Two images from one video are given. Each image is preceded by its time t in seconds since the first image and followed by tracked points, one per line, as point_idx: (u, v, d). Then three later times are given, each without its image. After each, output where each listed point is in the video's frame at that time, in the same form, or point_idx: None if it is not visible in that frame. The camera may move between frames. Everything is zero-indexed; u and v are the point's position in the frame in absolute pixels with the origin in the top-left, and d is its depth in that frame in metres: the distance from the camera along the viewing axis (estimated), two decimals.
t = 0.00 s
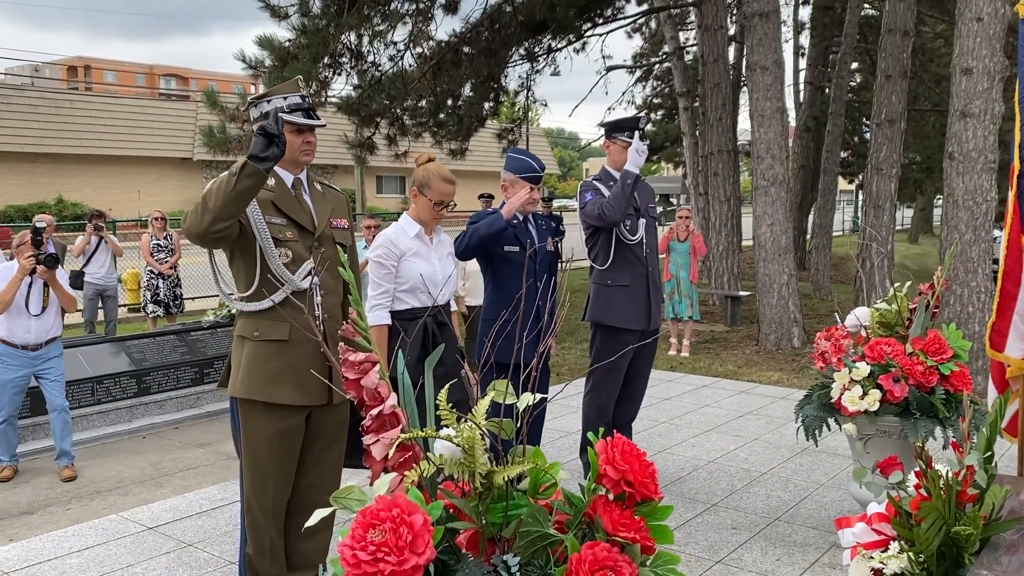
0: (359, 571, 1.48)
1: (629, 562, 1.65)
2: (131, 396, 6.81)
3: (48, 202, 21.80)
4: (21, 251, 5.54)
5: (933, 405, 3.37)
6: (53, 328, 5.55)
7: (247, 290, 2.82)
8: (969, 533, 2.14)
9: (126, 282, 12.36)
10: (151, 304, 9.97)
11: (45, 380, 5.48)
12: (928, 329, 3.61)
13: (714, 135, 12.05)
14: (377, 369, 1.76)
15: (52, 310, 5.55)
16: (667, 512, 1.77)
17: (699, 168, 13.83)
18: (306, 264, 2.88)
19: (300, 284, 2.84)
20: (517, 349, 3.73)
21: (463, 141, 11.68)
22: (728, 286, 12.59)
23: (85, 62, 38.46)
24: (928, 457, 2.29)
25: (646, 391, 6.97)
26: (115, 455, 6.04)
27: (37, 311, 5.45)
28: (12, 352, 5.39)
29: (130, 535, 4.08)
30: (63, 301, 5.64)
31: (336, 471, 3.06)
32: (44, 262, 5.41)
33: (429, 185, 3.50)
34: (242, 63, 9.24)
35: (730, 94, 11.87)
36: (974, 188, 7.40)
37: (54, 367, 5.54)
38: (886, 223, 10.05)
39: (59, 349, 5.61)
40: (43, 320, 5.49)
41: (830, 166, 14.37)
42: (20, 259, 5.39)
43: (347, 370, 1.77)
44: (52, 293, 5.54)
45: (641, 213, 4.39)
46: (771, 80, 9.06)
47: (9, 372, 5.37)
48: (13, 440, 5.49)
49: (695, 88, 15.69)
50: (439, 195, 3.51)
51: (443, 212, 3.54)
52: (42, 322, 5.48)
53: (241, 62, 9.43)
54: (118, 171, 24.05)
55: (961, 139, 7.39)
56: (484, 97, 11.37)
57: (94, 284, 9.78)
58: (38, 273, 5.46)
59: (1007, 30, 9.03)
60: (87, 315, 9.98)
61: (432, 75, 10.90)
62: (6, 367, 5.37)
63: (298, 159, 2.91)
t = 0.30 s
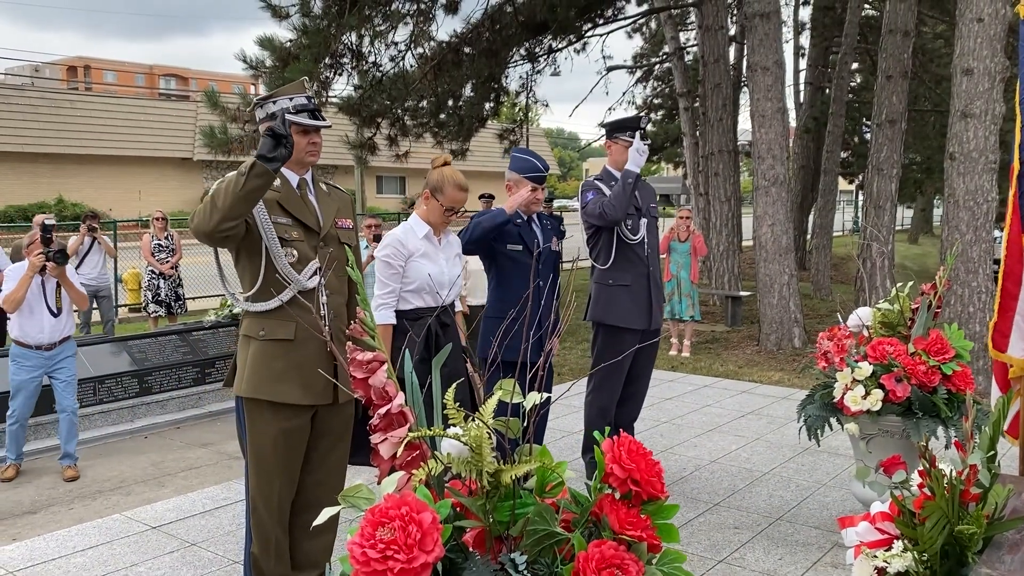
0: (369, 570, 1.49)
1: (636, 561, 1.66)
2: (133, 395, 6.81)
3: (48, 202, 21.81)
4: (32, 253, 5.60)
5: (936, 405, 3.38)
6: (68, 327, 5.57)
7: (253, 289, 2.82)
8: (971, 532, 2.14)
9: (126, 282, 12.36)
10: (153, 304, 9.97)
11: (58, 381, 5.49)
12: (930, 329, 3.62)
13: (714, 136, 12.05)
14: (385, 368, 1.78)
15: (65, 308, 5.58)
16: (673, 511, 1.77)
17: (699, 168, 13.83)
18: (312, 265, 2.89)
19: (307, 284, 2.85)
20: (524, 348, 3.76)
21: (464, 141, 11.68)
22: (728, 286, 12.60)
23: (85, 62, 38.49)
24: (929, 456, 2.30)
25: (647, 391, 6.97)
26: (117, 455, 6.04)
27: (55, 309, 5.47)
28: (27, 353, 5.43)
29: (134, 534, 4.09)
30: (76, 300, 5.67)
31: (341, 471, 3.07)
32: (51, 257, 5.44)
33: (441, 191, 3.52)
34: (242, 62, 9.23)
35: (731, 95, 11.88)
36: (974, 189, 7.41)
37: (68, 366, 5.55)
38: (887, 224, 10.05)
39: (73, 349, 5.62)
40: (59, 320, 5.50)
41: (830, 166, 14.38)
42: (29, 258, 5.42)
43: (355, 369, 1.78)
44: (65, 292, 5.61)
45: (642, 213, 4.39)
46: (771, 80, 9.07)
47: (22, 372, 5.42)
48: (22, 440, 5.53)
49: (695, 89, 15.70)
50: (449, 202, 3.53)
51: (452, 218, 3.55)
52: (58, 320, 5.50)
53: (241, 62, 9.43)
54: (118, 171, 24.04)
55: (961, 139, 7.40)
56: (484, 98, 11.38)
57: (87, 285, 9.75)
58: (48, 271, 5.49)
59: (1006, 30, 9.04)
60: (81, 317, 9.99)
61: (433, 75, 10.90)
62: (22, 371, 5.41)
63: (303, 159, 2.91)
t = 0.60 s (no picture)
0: (372, 562, 1.51)
1: (633, 554, 1.69)
2: (134, 395, 6.84)
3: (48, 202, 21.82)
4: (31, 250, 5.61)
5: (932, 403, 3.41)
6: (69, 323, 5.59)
7: (255, 288, 2.85)
8: (966, 528, 2.16)
9: (127, 282, 12.38)
10: (154, 304, 9.99)
11: (59, 378, 5.52)
12: (928, 328, 3.65)
13: (714, 136, 12.08)
14: (387, 366, 1.80)
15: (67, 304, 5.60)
16: (670, 506, 1.81)
17: (699, 169, 13.86)
18: (314, 264, 2.92)
19: (309, 282, 2.88)
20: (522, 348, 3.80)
21: (464, 141, 11.70)
22: (728, 286, 12.63)
23: (85, 62, 38.52)
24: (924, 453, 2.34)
25: (647, 391, 7.00)
26: (118, 454, 6.07)
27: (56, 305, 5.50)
28: (28, 351, 5.46)
29: (136, 532, 4.11)
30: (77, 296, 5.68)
31: (342, 468, 3.09)
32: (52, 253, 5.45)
33: (446, 193, 3.55)
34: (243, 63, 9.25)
35: (730, 95, 11.90)
36: (973, 189, 7.44)
37: (68, 364, 5.58)
38: (886, 224, 10.08)
39: (73, 347, 5.65)
40: (60, 316, 5.52)
41: (830, 166, 14.40)
42: (29, 253, 5.44)
43: (357, 367, 1.80)
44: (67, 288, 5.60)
45: (641, 213, 4.42)
46: (770, 81, 9.10)
47: (23, 370, 5.44)
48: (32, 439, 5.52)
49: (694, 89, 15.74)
50: (454, 204, 3.56)
51: (456, 218, 3.58)
52: (60, 315, 5.52)
53: (242, 62, 9.45)
54: (118, 171, 24.06)
55: (960, 139, 7.43)
56: (484, 98, 11.40)
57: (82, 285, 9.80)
58: (48, 266, 5.50)
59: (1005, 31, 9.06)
60: (76, 317, 10.07)
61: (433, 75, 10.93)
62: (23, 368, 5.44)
63: (306, 159, 2.94)
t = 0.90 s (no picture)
0: (372, 552, 1.55)
1: (628, 545, 1.72)
2: (135, 393, 6.87)
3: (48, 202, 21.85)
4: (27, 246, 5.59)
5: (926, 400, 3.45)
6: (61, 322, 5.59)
7: (256, 285, 2.88)
8: (958, 522, 2.21)
9: (127, 281, 12.41)
10: (155, 303, 10.01)
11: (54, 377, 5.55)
12: (923, 326, 3.68)
13: (713, 136, 12.12)
14: (386, 360, 1.83)
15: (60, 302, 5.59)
16: (665, 498, 1.84)
17: (698, 168, 13.90)
18: (315, 261, 2.95)
19: (310, 280, 2.91)
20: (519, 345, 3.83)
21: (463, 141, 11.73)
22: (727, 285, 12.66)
23: (85, 62, 38.60)
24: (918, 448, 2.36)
25: (646, 389, 7.03)
26: (119, 452, 6.10)
27: (44, 305, 5.48)
28: (23, 349, 5.47)
29: (137, 528, 4.14)
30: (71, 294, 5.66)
31: (342, 464, 3.12)
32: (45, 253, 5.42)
33: (446, 193, 3.58)
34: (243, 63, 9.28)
35: (729, 95, 11.94)
36: (970, 189, 7.48)
37: (64, 363, 5.61)
38: (884, 223, 10.13)
39: (69, 345, 5.68)
40: (51, 315, 5.52)
41: (829, 166, 14.44)
42: (23, 253, 5.42)
43: (358, 362, 1.83)
44: (58, 286, 5.56)
45: (639, 212, 4.45)
46: (769, 81, 9.14)
47: (18, 368, 5.46)
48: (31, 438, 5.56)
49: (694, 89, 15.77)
50: (454, 205, 3.59)
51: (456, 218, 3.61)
52: (50, 315, 5.52)
53: (242, 62, 9.48)
54: (118, 171, 24.08)
55: (957, 139, 7.47)
56: (484, 98, 11.43)
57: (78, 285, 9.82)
58: (42, 266, 5.46)
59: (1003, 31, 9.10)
60: (75, 316, 10.11)
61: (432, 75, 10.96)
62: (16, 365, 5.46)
63: (307, 158, 2.97)
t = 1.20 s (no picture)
0: (376, 543, 1.58)
1: (626, 537, 1.76)
2: (137, 392, 6.91)
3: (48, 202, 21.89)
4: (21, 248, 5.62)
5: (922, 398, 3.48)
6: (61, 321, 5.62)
7: (260, 283, 2.92)
8: (951, 516, 2.23)
9: (127, 281, 12.45)
10: (156, 302, 10.04)
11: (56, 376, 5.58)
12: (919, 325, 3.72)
13: (712, 137, 12.16)
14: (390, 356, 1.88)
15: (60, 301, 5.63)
16: (662, 492, 1.88)
17: (698, 169, 13.93)
18: (318, 260, 2.99)
19: (313, 278, 2.96)
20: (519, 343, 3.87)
21: (463, 141, 11.77)
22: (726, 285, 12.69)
23: (85, 62, 38.69)
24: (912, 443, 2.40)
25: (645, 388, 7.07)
26: (121, 450, 6.14)
27: (43, 304, 5.51)
28: (23, 349, 5.50)
29: (141, 525, 4.18)
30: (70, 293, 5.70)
31: (345, 460, 3.16)
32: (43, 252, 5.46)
33: (447, 193, 3.61)
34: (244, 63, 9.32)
35: (729, 95, 11.98)
36: (967, 189, 7.52)
37: (64, 363, 5.64)
38: (882, 223, 10.17)
39: (68, 346, 5.72)
40: (51, 314, 5.56)
41: (828, 167, 14.47)
42: (20, 253, 5.46)
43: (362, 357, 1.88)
44: (56, 286, 5.61)
45: (638, 212, 4.49)
46: (768, 81, 9.18)
47: (18, 369, 5.49)
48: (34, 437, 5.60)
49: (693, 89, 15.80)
50: (455, 204, 3.62)
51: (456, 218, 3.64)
52: (50, 314, 5.55)
53: (243, 62, 9.52)
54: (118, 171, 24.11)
55: (955, 139, 7.51)
56: (484, 98, 11.48)
57: (78, 285, 9.85)
58: (40, 265, 5.51)
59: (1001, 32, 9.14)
60: (75, 315, 10.14)
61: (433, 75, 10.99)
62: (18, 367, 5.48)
63: (310, 158, 3.00)
